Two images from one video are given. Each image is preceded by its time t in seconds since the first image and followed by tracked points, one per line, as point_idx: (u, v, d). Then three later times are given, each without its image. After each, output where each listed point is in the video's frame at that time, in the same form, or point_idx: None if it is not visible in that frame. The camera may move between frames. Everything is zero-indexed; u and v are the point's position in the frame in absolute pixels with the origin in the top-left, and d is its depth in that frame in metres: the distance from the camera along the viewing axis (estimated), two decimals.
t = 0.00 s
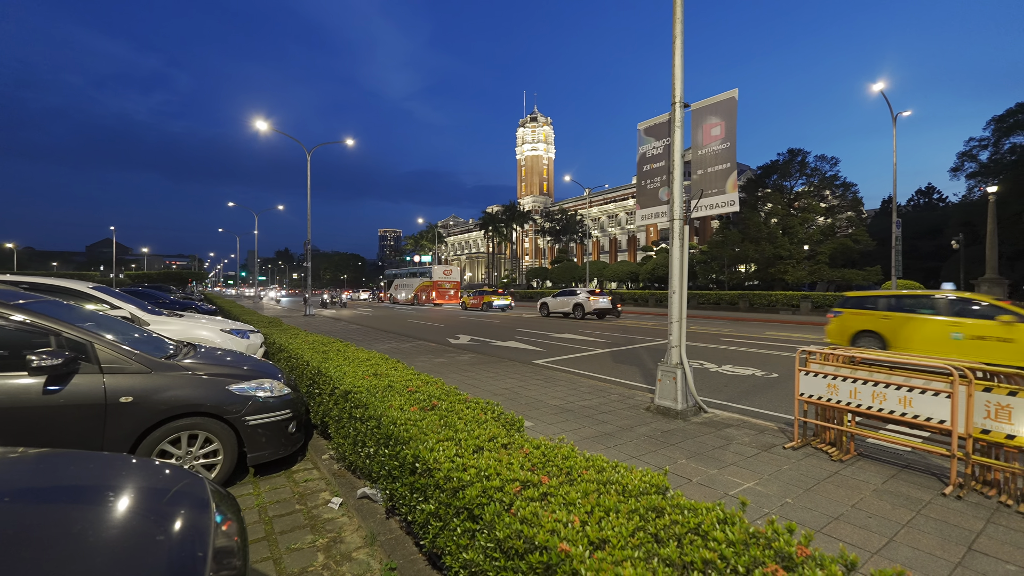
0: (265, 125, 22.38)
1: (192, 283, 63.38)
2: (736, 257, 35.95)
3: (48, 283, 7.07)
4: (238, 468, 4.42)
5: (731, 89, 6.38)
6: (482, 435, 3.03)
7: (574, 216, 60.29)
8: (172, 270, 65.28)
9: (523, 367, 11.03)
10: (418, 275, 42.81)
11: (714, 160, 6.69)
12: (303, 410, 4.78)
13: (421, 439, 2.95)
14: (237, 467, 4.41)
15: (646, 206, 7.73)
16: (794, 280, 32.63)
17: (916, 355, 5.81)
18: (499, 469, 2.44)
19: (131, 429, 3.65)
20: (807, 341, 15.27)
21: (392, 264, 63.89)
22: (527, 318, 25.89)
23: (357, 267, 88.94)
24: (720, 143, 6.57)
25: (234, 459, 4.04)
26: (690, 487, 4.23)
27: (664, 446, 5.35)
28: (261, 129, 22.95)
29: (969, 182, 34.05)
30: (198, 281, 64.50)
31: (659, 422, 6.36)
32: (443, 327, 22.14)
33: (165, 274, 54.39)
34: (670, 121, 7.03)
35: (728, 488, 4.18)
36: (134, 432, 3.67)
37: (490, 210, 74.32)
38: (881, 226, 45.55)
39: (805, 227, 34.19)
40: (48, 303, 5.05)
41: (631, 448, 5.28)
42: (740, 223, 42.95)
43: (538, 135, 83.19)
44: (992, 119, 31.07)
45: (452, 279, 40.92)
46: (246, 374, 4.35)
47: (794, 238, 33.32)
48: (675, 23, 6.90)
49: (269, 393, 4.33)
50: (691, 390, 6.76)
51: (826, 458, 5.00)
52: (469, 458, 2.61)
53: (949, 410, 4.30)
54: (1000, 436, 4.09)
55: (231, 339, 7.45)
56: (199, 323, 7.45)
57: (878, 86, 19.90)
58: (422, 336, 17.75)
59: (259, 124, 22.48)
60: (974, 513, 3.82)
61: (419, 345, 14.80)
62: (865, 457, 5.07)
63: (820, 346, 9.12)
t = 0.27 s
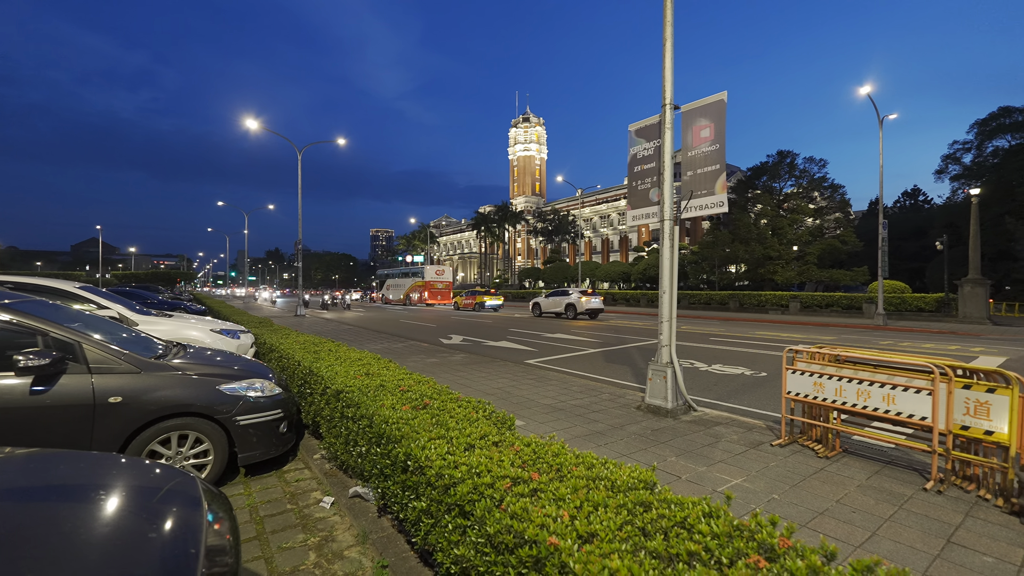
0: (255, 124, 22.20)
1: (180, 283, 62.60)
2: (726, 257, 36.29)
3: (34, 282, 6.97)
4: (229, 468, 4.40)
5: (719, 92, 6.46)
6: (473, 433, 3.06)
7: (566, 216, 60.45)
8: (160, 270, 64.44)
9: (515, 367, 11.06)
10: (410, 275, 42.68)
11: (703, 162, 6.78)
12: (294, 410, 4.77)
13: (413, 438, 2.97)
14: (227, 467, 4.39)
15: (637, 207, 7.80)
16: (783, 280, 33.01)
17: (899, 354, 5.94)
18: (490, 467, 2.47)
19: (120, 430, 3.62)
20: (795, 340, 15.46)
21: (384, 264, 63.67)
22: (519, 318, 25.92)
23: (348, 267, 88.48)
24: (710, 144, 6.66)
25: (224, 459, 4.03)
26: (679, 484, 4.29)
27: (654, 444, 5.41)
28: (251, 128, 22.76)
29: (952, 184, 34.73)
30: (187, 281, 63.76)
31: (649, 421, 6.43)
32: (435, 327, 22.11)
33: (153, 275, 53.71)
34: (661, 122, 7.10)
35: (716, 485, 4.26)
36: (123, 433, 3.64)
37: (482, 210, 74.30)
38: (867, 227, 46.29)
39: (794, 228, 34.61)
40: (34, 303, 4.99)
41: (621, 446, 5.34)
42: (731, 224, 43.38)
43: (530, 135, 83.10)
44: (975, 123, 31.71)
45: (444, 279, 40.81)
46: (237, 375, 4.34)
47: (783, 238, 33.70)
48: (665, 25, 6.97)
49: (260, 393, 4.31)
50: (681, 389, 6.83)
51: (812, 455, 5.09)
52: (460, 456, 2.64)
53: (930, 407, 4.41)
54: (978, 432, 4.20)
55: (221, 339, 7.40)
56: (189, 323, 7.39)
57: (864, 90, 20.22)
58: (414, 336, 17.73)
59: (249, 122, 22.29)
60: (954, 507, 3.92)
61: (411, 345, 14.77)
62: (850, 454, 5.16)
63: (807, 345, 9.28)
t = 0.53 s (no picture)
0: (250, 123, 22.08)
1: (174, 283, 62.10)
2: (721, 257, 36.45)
3: (26, 281, 6.94)
4: (222, 466, 4.40)
5: (712, 92, 6.51)
6: (465, 430, 3.07)
7: (562, 216, 60.54)
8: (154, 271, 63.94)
9: (510, 366, 11.07)
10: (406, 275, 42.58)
11: (696, 162, 6.82)
12: (288, 408, 4.77)
13: (405, 434, 2.98)
14: (220, 465, 4.40)
15: (631, 206, 7.83)
16: (777, 280, 33.19)
17: (889, 351, 6.01)
18: (481, 461, 2.49)
19: (112, 427, 3.62)
20: (788, 339, 15.56)
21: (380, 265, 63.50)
22: (515, 318, 25.93)
23: (343, 267, 88.22)
24: (702, 144, 6.70)
25: (217, 456, 4.03)
26: (671, 480, 4.32)
27: (646, 441, 5.45)
28: (246, 127, 22.69)
29: (944, 185, 35.05)
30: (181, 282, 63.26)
31: (642, 418, 6.47)
32: (431, 327, 22.08)
33: (147, 275, 53.28)
34: (654, 122, 7.15)
35: (708, 481, 4.29)
36: (115, 430, 3.64)
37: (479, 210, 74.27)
38: (860, 227, 46.62)
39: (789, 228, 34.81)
40: (26, 301, 4.97)
41: (615, 443, 5.37)
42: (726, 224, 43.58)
43: (526, 135, 83.16)
44: (966, 124, 32.03)
45: (440, 279, 40.75)
46: (230, 373, 4.33)
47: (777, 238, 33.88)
48: (659, 26, 7.02)
49: (253, 391, 4.31)
50: (674, 387, 6.87)
51: (803, 452, 5.14)
52: (452, 451, 2.66)
53: (918, 403, 4.47)
54: (964, 428, 4.26)
55: (214, 338, 7.38)
56: (182, 322, 7.36)
57: (858, 91, 20.35)
58: (410, 336, 17.73)
59: (243, 122, 22.18)
60: (940, 501, 3.98)
61: (406, 344, 14.76)
62: (840, 450, 5.22)
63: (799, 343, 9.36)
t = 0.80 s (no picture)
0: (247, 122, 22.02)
1: (170, 283, 61.81)
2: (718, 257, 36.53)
3: (21, 280, 6.91)
4: (217, 465, 4.38)
5: (708, 92, 6.53)
6: (460, 427, 3.08)
7: (560, 216, 60.56)
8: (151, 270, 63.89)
9: (508, 366, 11.07)
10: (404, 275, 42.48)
11: (693, 161, 6.84)
12: (283, 407, 4.76)
13: (400, 431, 2.99)
14: (216, 463, 4.39)
15: (628, 205, 7.84)
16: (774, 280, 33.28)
17: (884, 351, 6.04)
18: (476, 458, 2.50)
19: (106, 425, 3.61)
20: (785, 339, 15.59)
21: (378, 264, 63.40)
22: (513, 318, 25.92)
23: (341, 267, 88.02)
24: (699, 144, 6.72)
25: (212, 455, 4.02)
26: (666, 478, 4.35)
27: (643, 440, 5.47)
28: (243, 127, 22.62)
29: (940, 186, 35.24)
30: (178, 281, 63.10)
31: (639, 417, 6.49)
32: (429, 327, 22.06)
33: (143, 275, 53.13)
34: (651, 121, 7.17)
35: (703, 479, 4.30)
36: (109, 428, 3.62)
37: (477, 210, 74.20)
38: (857, 228, 46.82)
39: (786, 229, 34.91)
40: (20, 299, 4.95)
41: (611, 442, 5.38)
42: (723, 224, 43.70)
43: (524, 135, 83.09)
44: (961, 125, 32.22)
45: (438, 279, 40.73)
46: (225, 371, 4.32)
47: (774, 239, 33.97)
48: (656, 26, 7.04)
49: (248, 390, 4.30)
50: (671, 386, 6.88)
51: (798, 450, 5.17)
52: (446, 449, 2.65)
53: (912, 401, 4.49)
54: (958, 426, 4.28)
55: (211, 337, 7.36)
56: (179, 321, 7.35)
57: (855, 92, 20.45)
58: (407, 336, 17.71)
59: (240, 121, 22.13)
60: (934, 499, 4.00)
61: (404, 344, 14.75)
62: (835, 449, 5.24)
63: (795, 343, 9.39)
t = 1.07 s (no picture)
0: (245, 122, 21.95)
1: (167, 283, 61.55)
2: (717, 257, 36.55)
3: (16, 279, 6.87)
4: (213, 466, 4.36)
5: (707, 91, 6.53)
6: (458, 426, 3.07)
7: (558, 216, 60.55)
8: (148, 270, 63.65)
9: (506, 366, 11.04)
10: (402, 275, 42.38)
11: (692, 161, 6.83)
12: (281, 407, 4.74)
13: (399, 431, 2.97)
14: (213, 463, 4.37)
15: (626, 205, 7.83)
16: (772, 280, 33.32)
17: (882, 350, 6.04)
18: (474, 458, 2.48)
19: (102, 425, 3.58)
20: (783, 339, 15.58)
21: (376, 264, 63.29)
22: (512, 318, 25.88)
23: (339, 267, 87.92)
24: (697, 143, 6.72)
25: (209, 455, 4.00)
26: (664, 478, 4.34)
27: (641, 440, 5.46)
28: (241, 126, 22.55)
29: (937, 186, 35.33)
30: (175, 281, 62.90)
31: (638, 417, 6.48)
32: (427, 327, 22.00)
33: (141, 275, 52.93)
34: (649, 121, 7.17)
35: (702, 478, 4.29)
36: (105, 428, 3.60)
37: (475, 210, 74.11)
38: (855, 229, 46.93)
39: (784, 229, 34.95)
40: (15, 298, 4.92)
41: (610, 442, 5.37)
42: (721, 224, 43.74)
43: (522, 135, 82.98)
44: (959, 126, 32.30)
45: (436, 279, 40.64)
46: (222, 371, 4.30)
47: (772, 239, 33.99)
48: (654, 25, 7.03)
49: (245, 390, 4.28)
50: (670, 386, 6.87)
51: (797, 450, 5.17)
52: (445, 449, 2.64)
53: (911, 401, 4.49)
54: (956, 425, 4.28)
55: (208, 337, 7.34)
56: (176, 321, 7.32)
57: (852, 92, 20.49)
58: (405, 336, 17.67)
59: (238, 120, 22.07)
60: (933, 498, 4.00)
61: (402, 344, 14.71)
62: (834, 448, 5.24)
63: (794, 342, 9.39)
